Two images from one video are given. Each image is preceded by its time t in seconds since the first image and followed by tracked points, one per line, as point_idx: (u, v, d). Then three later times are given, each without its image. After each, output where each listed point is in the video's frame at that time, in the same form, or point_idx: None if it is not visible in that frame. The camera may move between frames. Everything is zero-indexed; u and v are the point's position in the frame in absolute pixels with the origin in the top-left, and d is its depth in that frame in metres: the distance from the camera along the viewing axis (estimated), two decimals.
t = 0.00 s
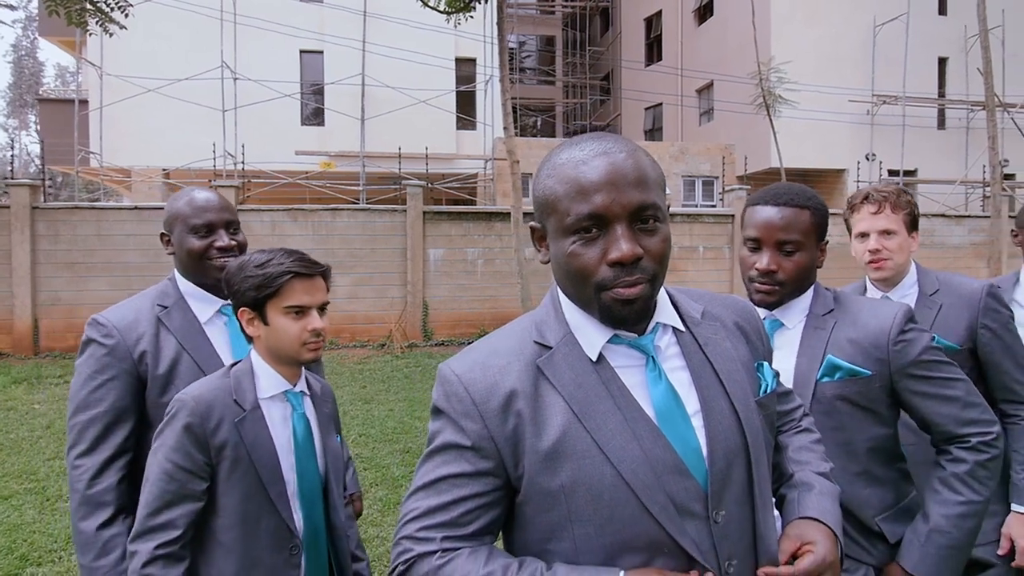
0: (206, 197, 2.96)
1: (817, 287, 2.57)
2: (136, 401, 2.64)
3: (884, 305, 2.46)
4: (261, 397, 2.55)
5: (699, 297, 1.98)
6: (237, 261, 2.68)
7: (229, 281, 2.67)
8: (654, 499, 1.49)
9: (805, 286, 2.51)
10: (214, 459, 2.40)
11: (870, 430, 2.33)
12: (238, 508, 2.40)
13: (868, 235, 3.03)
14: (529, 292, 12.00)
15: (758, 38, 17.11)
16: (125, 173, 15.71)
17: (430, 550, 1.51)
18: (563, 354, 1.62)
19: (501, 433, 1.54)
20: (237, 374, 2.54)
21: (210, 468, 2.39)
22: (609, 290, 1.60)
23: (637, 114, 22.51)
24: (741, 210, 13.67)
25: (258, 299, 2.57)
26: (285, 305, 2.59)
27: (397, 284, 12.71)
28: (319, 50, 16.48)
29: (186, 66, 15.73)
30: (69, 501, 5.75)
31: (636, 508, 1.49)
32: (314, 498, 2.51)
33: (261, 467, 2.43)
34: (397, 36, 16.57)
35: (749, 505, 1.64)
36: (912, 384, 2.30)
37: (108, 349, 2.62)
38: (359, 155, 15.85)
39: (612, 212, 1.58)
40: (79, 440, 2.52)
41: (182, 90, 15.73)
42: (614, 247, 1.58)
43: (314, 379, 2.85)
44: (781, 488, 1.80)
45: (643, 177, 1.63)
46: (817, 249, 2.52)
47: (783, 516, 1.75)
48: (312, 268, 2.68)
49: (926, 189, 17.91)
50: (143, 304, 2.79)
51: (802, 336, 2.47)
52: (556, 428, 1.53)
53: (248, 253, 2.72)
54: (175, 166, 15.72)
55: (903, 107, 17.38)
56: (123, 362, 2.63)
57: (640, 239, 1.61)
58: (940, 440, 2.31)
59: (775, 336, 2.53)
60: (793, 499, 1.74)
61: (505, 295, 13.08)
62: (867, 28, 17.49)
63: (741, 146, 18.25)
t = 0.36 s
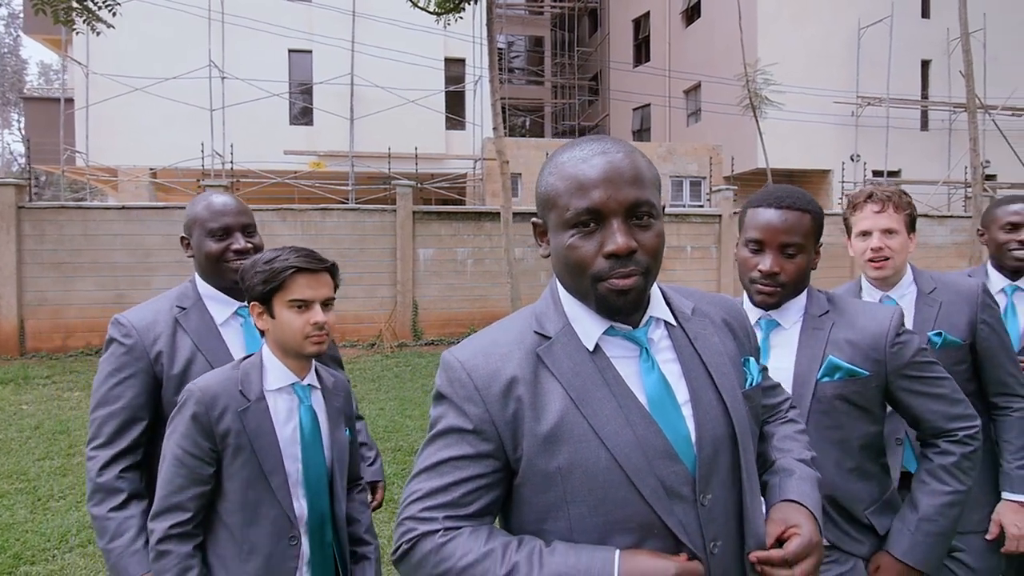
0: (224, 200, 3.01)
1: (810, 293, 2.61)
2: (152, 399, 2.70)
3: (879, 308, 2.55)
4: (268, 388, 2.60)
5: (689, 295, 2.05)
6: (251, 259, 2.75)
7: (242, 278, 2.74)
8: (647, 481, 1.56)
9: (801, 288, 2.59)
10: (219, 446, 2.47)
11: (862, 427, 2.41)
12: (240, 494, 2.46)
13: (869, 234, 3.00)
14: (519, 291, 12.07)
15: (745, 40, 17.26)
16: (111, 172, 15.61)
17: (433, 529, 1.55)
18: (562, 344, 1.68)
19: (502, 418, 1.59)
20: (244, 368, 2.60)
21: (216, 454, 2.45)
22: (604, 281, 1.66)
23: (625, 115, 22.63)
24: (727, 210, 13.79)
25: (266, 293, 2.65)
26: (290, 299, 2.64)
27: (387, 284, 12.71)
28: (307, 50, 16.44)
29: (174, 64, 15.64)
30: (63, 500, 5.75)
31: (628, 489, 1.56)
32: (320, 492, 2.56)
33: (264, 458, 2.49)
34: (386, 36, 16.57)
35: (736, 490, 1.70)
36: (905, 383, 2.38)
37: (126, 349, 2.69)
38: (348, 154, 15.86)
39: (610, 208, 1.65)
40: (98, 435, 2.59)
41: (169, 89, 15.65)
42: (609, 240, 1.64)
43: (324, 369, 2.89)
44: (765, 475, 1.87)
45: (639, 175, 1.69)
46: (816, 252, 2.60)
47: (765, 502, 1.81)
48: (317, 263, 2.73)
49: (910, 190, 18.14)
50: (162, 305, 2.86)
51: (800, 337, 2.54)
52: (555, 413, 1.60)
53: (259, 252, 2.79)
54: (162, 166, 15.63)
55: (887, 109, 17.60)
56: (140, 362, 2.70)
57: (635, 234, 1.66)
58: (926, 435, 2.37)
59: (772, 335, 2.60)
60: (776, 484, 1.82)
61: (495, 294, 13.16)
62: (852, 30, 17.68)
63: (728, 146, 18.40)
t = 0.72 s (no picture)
0: (240, 204, 3.08)
1: (811, 298, 2.63)
2: (172, 395, 2.84)
3: (878, 312, 2.58)
4: (269, 382, 2.64)
5: (677, 293, 2.09)
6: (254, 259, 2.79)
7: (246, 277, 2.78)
8: (636, 466, 1.62)
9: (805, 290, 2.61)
10: (219, 437, 2.53)
11: (859, 430, 2.45)
12: (240, 484, 2.53)
13: (874, 236, 3.03)
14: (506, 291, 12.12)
15: (730, 42, 17.41)
16: (95, 170, 15.49)
17: (433, 511, 1.58)
18: (559, 337, 1.73)
19: (500, 405, 1.64)
20: (246, 363, 2.65)
21: (216, 444, 2.52)
22: (597, 277, 1.71)
23: (612, 115, 22.73)
24: (713, 211, 13.93)
25: (263, 291, 2.66)
26: (287, 296, 2.65)
27: (374, 284, 12.70)
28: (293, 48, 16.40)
29: (158, 62, 15.54)
30: (53, 498, 5.72)
31: (619, 475, 1.62)
32: (317, 488, 2.57)
33: (262, 450, 2.54)
34: (373, 36, 16.56)
35: (716, 479, 1.75)
36: (900, 386, 2.43)
37: (148, 348, 2.84)
38: (335, 153, 15.84)
39: (605, 207, 1.70)
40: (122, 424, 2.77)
41: (154, 87, 15.54)
42: (604, 238, 1.69)
43: (330, 363, 2.87)
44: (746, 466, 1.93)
45: (633, 177, 1.74)
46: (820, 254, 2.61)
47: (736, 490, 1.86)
48: (314, 260, 2.73)
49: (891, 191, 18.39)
50: (183, 307, 2.98)
51: (802, 340, 2.56)
52: (551, 403, 1.65)
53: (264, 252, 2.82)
54: (147, 164, 15.53)
55: (870, 111, 17.82)
56: (159, 359, 2.83)
57: (628, 233, 1.71)
58: (917, 435, 2.44)
59: (772, 336, 2.62)
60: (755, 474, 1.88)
61: (482, 294, 13.22)
62: (835, 32, 17.89)
63: (713, 147, 18.56)
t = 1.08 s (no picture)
0: (262, 212, 3.21)
1: (819, 302, 2.62)
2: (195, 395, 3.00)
3: (886, 316, 2.56)
4: (271, 380, 2.67)
5: (668, 290, 2.13)
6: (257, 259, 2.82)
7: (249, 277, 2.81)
8: (635, 453, 1.69)
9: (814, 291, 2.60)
10: (221, 431, 2.57)
11: (866, 433, 2.42)
12: (242, 477, 2.57)
13: (882, 240, 3.16)
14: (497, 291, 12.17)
15: (718, 44, 17.55)
16: (82, 169, 15.42)
17: (446, 497, 1.63)
18: (560, 331, 1.78)
19: (505, 395, 1.69)
20: (249, 360, 2.69)
21: (219, 438, 2.57)
22: (594, 273, 1.77)
23: (602, 115, 22.83)
24: (701, 211, 14.05)
25: (263, 290, 2.69)
26: (286, 294, 2.66)
27: (365, 284, 12.71)
28: (283, 48, 16.37)
29: (147, 60, 15.48)
30: (45, 497, 5.71)
31: (617, 461, 1.68)
32: (318, 482, 2.61)
33: (264, 444, 2.58)
34: (363, 36, 16.57)
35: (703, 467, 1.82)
36: (904, 390, 2.41)
37: (177, 349, 3.03)
38: (325, 153, 15.85)
39: (601, 207, 1.75)
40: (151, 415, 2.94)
41: (142, 85, 15.48)
42: (600, 237, 1.75)
43: (334, 357, 2.87)
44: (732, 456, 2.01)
45: (629, 180, 1.80)
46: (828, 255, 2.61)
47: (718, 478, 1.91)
48: (312, 258, 2.73)
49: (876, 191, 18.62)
50: (210, 312, 3.15)
51: (811, 341, 2.54)
52: (553, 392, 1.71)
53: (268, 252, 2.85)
54: (135, 163, 15.46)
55: (855, 112, 18.02)
56: (185, 362, 3.02)
57: (624, 232, 1.77)
58: (917, 438, 2.42)
59: (779, 338, 2.60)
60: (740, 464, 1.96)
61: (473, 294, 13.28)
62: (821, 34, 18.10)
63: (701, 147, 18.70)
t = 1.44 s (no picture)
0: (278, 212, 3.32)
1: (822, 301, 2.58)
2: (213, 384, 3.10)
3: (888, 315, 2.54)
4: (272, 379, 2.68)
5: (660, 288, 2.17)
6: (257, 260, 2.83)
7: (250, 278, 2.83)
8: (642, 437, 1.76)
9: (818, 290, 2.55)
10: (222, 430, 2.58)
11: (870, 432, 2.39)
12: (243, 475, 2.58)
13: (894, 245, 3.14)
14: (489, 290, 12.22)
15: (708, 46, 17.67)
16: (72, 169, 15.37)
17: (462, 489, 1.66)
18: (563, 326, 1.83)
19: (513, 386, 1.74)
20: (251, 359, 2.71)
21: (220, 438, 2.58)
22: (590, 270, 1.81)
23: (593, 116, 22.92)
24: (692, 211, 14.16)
25: (262, 290, 2.70)
26: (282, 294, 2.67)
27: (358, 283, 12.71)
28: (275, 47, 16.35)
29: (137, 60, 15.43)
30: (40, 497, 5.69)
31: (623, 447, 1.75)
32: (318, 481, 2.62)
33: (264, 444, 2.58)
34: (355, 36, 16.60)
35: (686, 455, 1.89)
36: (907, 389, 2.40)
37: (194, 340, 3.14)
38: (317, 152, 15.86)
39: (599, 208, 1.81)
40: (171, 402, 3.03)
41: (133, 85, 15.44)
42: (597, 236, 1.80)
43: (336, 356, 2.90)
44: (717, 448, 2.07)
45: (625, 183, 1.85)
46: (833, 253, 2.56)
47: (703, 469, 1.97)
48: (307, 259, 2.73)
49: (864, 192, 18.80)
50: (228, 306, 3.25)
51: (816, 342, 2.50)
52: (560, 382, 1.76)
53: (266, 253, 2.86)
54: (125, 163, 15.41)
55: (844, 113, 18.19)
56: (204, 352, 3.12)
57: (619, 232, 1.82)
58: (914, 439, 2.42)
59: (784, 338, 2.55)
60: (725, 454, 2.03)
61: (465, 293, 13.31)
62: (810, 36, 18.27)
63: (692, 148, 18.81)
